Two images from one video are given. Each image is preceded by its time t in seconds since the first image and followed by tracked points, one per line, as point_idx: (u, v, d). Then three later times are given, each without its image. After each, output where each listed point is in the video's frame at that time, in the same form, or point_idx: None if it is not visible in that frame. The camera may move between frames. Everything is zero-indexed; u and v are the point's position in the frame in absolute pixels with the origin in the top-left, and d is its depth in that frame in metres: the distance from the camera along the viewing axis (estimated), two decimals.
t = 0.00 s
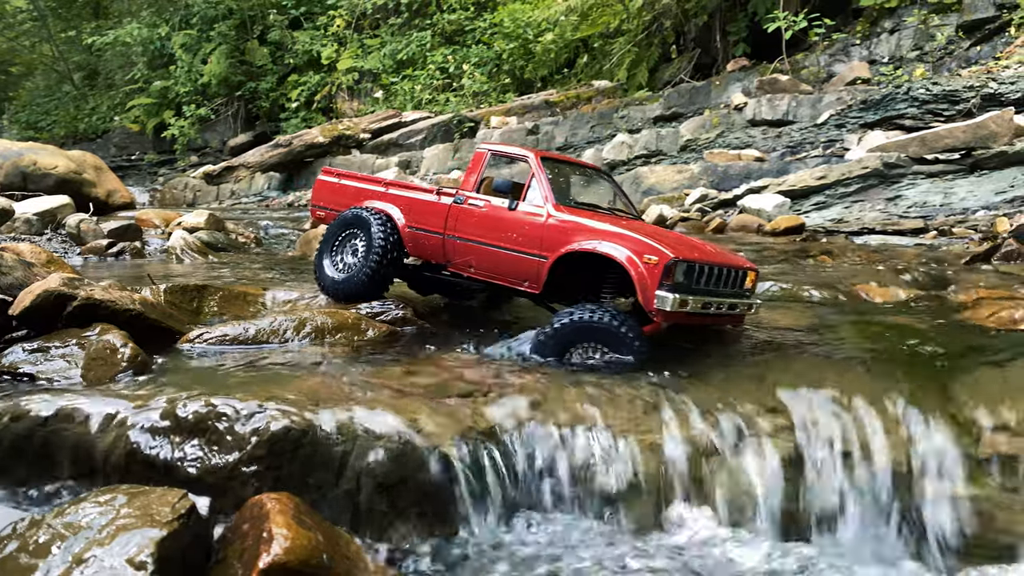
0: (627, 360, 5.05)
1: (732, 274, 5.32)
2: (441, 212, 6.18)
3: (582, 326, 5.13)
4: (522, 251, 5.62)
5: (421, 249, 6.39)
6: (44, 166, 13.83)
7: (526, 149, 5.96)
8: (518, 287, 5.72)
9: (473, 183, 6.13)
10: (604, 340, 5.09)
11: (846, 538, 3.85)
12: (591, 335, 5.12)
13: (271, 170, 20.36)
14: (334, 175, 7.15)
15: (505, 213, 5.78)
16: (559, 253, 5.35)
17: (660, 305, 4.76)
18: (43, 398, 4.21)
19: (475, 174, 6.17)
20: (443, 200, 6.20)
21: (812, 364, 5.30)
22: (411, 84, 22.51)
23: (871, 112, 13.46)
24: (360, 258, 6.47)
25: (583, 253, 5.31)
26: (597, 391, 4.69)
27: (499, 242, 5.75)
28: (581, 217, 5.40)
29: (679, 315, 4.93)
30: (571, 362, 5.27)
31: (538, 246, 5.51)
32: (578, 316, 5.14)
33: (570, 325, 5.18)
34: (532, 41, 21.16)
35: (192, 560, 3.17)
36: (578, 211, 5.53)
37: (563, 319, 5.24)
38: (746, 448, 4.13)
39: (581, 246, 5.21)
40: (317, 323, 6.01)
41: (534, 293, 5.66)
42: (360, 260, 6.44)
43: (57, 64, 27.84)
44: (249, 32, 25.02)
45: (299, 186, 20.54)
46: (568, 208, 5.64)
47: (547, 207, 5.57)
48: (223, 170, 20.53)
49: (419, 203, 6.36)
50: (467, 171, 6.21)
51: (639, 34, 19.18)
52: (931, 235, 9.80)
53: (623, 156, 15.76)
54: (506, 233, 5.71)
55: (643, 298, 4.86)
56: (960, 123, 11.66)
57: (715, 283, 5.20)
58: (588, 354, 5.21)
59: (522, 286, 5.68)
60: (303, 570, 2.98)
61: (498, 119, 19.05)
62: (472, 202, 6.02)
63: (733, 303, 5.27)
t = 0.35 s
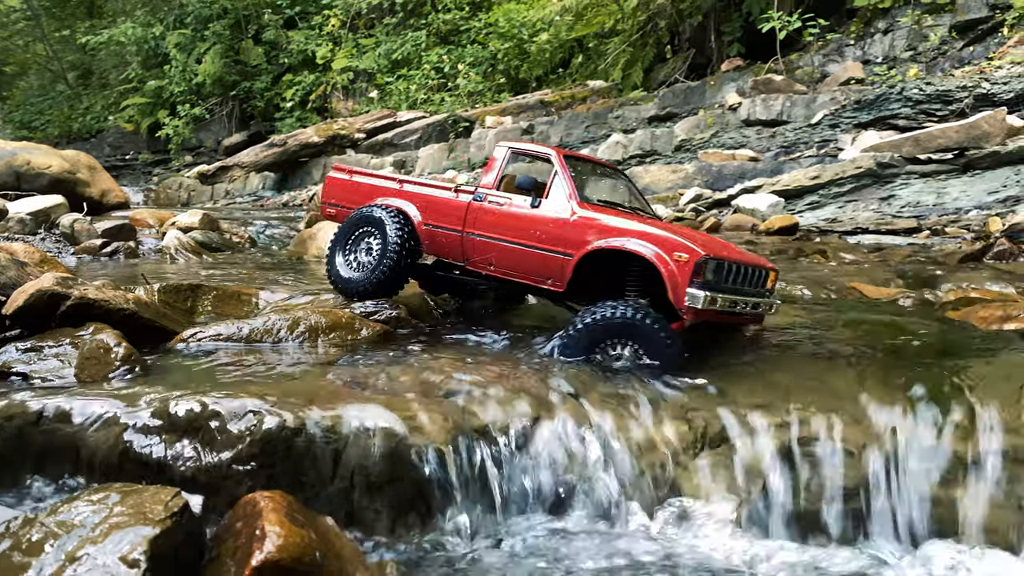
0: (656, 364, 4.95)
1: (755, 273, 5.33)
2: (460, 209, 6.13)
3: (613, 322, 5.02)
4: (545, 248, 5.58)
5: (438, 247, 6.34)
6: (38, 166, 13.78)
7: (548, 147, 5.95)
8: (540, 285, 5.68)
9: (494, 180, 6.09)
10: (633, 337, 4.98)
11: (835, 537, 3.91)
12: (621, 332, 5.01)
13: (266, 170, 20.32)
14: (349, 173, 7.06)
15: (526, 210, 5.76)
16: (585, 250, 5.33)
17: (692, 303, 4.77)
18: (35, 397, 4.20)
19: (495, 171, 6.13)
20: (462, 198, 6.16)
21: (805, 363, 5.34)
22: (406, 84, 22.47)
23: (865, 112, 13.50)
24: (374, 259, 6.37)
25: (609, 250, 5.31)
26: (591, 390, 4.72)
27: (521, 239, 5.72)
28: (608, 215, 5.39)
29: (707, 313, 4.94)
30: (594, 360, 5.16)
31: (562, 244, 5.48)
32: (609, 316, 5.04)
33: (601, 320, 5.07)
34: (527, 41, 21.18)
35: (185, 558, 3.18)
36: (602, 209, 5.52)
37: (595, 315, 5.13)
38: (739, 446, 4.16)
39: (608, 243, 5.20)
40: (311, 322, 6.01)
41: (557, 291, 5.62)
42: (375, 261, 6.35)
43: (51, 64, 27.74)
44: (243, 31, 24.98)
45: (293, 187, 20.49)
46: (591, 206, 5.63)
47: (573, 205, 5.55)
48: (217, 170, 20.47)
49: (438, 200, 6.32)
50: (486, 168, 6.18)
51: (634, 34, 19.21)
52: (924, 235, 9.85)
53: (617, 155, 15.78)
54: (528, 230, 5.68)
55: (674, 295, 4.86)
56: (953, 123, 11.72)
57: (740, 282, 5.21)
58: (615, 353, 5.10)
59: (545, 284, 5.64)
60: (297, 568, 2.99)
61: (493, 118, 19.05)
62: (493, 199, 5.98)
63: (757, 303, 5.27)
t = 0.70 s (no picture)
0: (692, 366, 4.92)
1: (786, 282, 5.31)
2: (485, 205, 5.87)
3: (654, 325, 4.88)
4: (576, 247, 5.43)
5: (459, 244, 6.06)
6: (32, 165, 13.76)
7: (581, 146, 5.77)
8: (568, 285, 5.54)
9: (523, 177, 5.87)
10: (668, 337, 4.88)
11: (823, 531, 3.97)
12: (659, 335, 4.89)
13: (260, 169, 20.30)
14: (366, 162, 6.64)
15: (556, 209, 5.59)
16: (619, 252, 5.23)
17: (728, 308, 4.76)
18: (29, 394, 4.21)
19: (523, 167, 5.90)
20: (488, 194, 5.91)
21: (795, 358, 5.39)
22: (401, 83, 22.46)
23: (858, 112, 13.54)
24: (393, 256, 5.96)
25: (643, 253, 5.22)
26: (582, 384, 4.75)
27: (550, 238, 5.55)
28: (644, 217, 5.29)
29: (742, 320, 4.93)
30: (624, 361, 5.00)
31: (595, 243, 5.35)
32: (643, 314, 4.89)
33: (641, 322, 4.89)
34: (521, 41, 21.23)
35: (179, 552, 3.21)
36: (635, 211, 5.43)
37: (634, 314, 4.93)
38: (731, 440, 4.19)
39: (644, 245, 5.11)
40: (305, 319, 6.02)
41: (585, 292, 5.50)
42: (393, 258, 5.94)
43: (44, 63, 27.67)
44: (238, 31, 24.94)
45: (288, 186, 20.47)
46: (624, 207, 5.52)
47: (607, 205, 5.43)
48: (211, 169, 20.44)
49: (462, 194, 6.02)
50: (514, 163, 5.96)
51: (628, 34, 19.22)
52: (917, 234, 9.90)
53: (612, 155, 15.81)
54: (558, 229, 5.52)
55: (713, 302, 4.81)
56: (945, 122, 11.78)
57: (773, 288, 5.18)
58: (649, 354, 4.98)
59: (573, 284, 5.50)
60: (290, 561, 3.01)
61: (488, 118, 19.08)
62: (522, 196, 5.77)
63: (787, 310, 5.23)
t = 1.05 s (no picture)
0: (727, 365, 4.75)
1: (814, 288, 5.32)
2: (511, 202, 5.79)
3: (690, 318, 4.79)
4: (608, 245, 5.37)
5: (482, 241, 5.94)
6: (24, 165, 13.70)
7: (611, 146, 5.73)
8: (597, 284, 5.48)
9: (551, 175, 5.79)
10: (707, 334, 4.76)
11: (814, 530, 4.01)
12: (693, 329, 4.78)
13: (254, 169, 20.26)
14: (385, 157, 6.46)
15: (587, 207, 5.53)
16: (653, 251, 5.18)
17: (767, 309, 4.74)
18: (23, 393, 4.21)
19: (551, 166, 5.82)
20: (514, 191, 5.82)
21: (786, 357, 5.42)
22: (395, 83, 22.45)
23: (851, 112, 13.58)
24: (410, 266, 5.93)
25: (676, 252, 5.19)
26: (577, 382, 4.78)
27: (580, 236, 5.48)
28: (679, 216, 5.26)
29: (777, 322, 4.90)
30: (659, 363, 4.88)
31: (629, 242, 5.29)
32: (678, 307, 4.82)
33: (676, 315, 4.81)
34: (515, 41, 21.26)
35: (173, 548, 3.22)
36: (667, 211, 5.40)
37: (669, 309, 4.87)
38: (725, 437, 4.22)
39: (680, 245, 5.08)
40: (299, 318, 6.02)
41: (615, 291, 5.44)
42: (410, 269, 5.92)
43: (37, 62, 27.58)
44: (232, 30, 24.92)
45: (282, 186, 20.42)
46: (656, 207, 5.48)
47: (640, 203, 5.37)
48: (205, 169, 20.41)
49: (487, 191, 5.91)
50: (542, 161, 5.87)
51: (622, 34, 19.30)
52: (910, 233, 9.96)
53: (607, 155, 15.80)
54: (589, 227, 5.46)
55: (751, 302, 4.78)
56: (938, 122, 11.83)
57: (804, 292, 5.18)
58: (682, 351, 4.85)
59: (603, 282, 5.45)
60: (284, 558, 3.02)
61: (483, 118, 19.08)
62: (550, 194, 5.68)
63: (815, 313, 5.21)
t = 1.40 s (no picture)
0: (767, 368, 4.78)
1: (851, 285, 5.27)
2: (533, 213, 5.72)
3: (728, 319, 4.80)
4: (637, 255, 5.33)
5: (505, 254, 5.90)
6: (17, 165, 13.61)
7: (633, 151, 5.62)
8: (632, 293, 5.42)
9: (573, 183, 5.70)
10: (758, 334, 4.77)
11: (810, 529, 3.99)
12: (746, 328, 4.78)
13: (248, 169, 20.20)
14: (390, 168, 6.32)
15: (614, 216, 5.47)
16: (688, 258, 5.11)
17: (811, 312, 4.69)
18: (16, 393, 4.20)
19: (572, 175, 5.73)
20: (535, 201, 5.74)
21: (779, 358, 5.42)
22: (389, 83, 22.42)
23: (845, 112, 13.61)
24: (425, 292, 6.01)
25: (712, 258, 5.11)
26: (572, 384, 4.78)
27: (608, 246, 5.44)
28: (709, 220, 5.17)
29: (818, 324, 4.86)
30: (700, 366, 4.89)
31: (660, 251, 5.24)
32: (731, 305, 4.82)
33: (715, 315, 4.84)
34: (510, 41, 21.26)
35: (166, 550, 3.20)
36: (696, 215, 5.32)
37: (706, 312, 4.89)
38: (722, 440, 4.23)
39: (716, 251, 4.99)
40: (293, 319, 6.01)
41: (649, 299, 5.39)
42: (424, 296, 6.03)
43: (30, 62, 27.44)
44: (225, 30, 24.86)
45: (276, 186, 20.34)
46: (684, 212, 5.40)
47: (668, 209, 5.30)
48: (199, 169, 20.34)
49: (506, 202, 5.81)
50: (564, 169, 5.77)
51: (616, 35, 19.33)
52: (903, 233, 10.01)
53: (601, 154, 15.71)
54: (616, 237, 5.41)
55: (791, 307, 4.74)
56: (931, 122, 11.87)
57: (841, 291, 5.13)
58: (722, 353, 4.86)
59: (638, 291, 5.39)
60: (278, 559, 3.00)
61: (477, 118, 19.10)
62: (573, 202, 5.62)
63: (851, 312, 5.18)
